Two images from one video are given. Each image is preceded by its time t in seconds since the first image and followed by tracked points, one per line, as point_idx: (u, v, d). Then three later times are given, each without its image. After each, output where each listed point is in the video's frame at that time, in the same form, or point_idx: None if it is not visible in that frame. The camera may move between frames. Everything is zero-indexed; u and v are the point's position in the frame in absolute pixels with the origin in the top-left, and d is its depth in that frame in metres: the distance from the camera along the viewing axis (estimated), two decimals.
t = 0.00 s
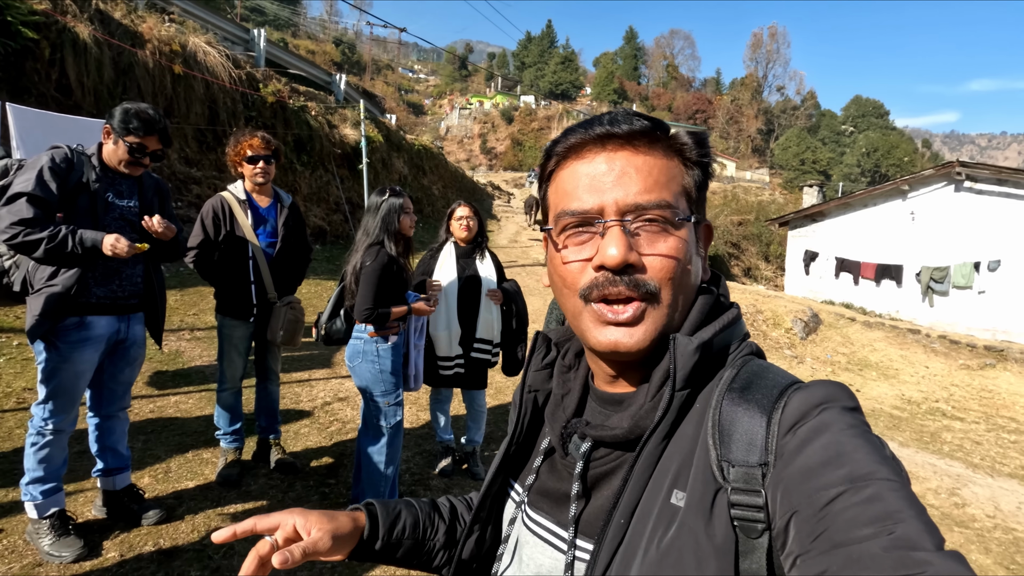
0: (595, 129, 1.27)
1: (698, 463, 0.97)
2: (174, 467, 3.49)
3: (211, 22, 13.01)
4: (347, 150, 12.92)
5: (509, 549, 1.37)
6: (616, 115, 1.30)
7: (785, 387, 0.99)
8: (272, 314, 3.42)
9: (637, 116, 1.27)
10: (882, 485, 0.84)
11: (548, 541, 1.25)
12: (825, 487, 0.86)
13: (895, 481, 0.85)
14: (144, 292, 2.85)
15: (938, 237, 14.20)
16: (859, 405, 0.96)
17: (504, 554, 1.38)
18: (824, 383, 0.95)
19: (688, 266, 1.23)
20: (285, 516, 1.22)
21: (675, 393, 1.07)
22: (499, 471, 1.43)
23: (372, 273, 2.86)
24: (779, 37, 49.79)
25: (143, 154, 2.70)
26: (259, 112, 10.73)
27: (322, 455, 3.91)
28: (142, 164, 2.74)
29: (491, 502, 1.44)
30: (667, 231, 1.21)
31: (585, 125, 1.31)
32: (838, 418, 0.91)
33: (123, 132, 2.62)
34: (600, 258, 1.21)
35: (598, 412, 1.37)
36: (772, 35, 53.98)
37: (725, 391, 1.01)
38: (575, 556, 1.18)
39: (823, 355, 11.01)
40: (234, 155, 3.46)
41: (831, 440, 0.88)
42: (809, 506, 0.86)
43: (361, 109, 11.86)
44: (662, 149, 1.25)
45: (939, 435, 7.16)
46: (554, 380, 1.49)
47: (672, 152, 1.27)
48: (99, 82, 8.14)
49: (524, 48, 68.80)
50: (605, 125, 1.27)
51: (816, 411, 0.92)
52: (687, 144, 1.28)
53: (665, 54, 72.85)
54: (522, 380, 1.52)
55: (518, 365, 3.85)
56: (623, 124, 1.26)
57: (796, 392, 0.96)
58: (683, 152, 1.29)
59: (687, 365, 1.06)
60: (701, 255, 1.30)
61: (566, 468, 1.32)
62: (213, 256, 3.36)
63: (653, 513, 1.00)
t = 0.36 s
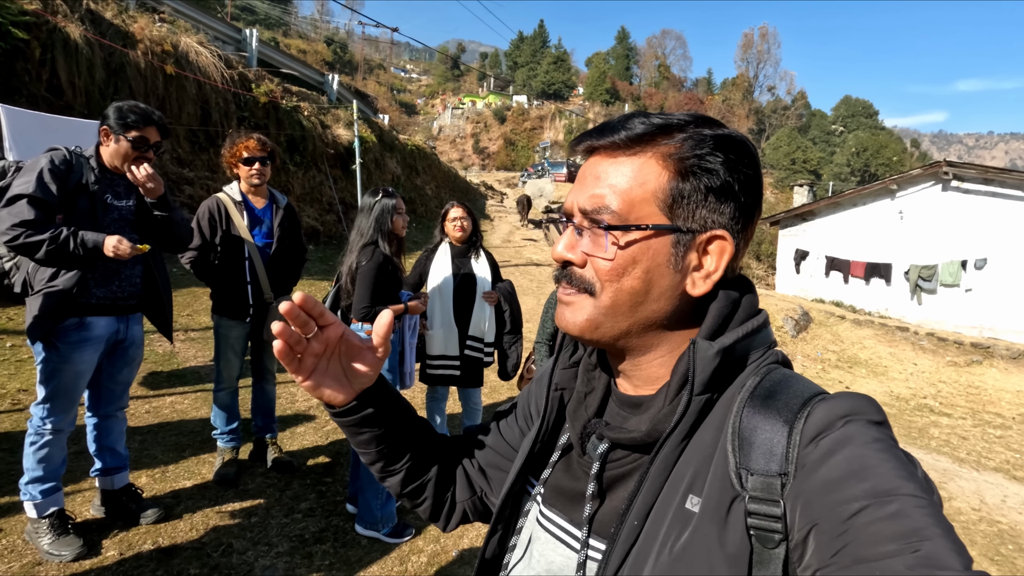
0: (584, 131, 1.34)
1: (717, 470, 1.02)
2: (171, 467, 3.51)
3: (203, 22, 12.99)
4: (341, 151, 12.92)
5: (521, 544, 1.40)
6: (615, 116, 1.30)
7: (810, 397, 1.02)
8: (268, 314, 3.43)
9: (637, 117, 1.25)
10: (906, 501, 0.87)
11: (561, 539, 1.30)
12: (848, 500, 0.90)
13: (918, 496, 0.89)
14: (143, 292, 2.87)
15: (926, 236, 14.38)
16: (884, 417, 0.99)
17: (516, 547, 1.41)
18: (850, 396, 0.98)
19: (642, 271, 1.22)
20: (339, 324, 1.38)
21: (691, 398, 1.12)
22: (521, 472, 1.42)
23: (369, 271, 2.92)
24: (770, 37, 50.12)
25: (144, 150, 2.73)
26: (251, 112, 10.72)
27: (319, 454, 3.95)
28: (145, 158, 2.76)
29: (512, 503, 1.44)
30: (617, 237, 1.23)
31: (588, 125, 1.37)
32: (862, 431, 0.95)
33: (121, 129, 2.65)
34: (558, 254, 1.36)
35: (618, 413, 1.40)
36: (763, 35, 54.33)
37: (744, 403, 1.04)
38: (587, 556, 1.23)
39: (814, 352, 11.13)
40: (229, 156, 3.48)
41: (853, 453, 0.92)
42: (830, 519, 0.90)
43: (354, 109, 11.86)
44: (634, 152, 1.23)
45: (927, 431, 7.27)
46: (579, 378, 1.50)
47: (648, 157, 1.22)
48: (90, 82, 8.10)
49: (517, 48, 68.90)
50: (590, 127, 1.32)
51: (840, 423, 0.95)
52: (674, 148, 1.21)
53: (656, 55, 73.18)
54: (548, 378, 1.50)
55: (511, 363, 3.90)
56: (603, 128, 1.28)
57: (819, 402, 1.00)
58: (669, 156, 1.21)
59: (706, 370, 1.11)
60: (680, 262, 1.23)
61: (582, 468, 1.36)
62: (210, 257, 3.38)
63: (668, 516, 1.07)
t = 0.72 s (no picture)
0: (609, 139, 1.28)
1: (748, 474, 1.01)
2: (163, 468, 3.48)
3: (194, 20, 12.91)
4: (333, 150, 12.87)
5: (539, 535, 1.45)
6: (639, 119, 1.26)
7: (845, 402, 1.01)
8: (262, 313, 3.42)
9: (661, 117, 1.22)
10: (948, 513, 0.86)
11: (580, 536, 1.32)
12: (887, 510, 0.88)
13: (959, 508, 0.87)
14: (135, 291, 2.84)
15: (916, 235, 14.52)
16: (923, 427, 0.98)
17: (534, 540, 1.45)
18: (889, 403, 0.97)
19: (697, 281, 1.18)
20: (361, 255, 1.57)
21: (724, 398, 1.11)
22: (538, 467, 1.45)
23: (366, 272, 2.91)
24: (762, 38, 50.39)
25: (136, 145, 2.70)
26: (243, 111, 10.65)
27: (313, 455, 3.93)
28: (139, 154, 2.73)
29: (529, 497, 1.49)
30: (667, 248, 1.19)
31: (608, 133, 1.31)
32: (900, 440, 0.94)
33: (113, 124, 2.62)
34: (591, 269, 1.29)
35: (643, 411, 1.41)
36: (755, 36, 54.62)
37: (777, 407, 1.03)
38: (607, 555, 1.25)
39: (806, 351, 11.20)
40: (220, 154, 3.44)
41: (892, 462, 0.91)
42: (868, 528, 0.88)
43: (347, 108, 11.80)
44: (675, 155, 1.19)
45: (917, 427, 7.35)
46: (602, 372, 1.50)
47: (692, 158, 1.18)
48: (80, 80, 8.01)
49: (510, 47, 68.89)
50: (620, 132, 1.26)
51: (878, 430, 0.95)
52: (719, 148, 1.18)
53: (649, 54, 73.37)
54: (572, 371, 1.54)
55: (505, 363, 3.90)
56: (634, 134, 1.23)
57: (858, 408, 0.98)
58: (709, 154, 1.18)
59: (739, 371, 1.10)
60: (731, 265, 1.21)
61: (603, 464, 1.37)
62: (203, 256, 3.35)
63: (696, 519, 1.06)
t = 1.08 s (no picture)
0: (638, 125, 1.32)
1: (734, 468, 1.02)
2: (149, 473, 3.41)
3: (185, 19, 12.79)
4: (326, 149, 12.78)
5: (528, 541, 1.42)
6: (656, 114, 1.34)
7: (826, 395, 1.03)
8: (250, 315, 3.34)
9: (682, 113, 1.32)
10: (927, 502, 0.88)
11: (568, 536, 1.30)
12: (868, 500, 0.89)
13: (938, 498, 0.89)
14: (117, 293, 2.78)
15: (909, 234, 14.58)
16: (901, 417, 1.00)
17: (522, 544, 1.42)
18: (868, 395, 0.99)
19: (731, 268, 1.26)
20: (264, 306, 1.47)
21: (711, 394, 1.11)
22: (527, 467, 1.44)
23: (355, 271, 2.83)
24: (754, 38, 50.62)
25: (121, 142, 2.64)
26: (234, 110, 10.55)
27: (304, 459, 3.86)
28: (124, 150, 2.67)
29: (519, 499, 1.46)
30: (711, 233, 1.25)
31: (628, 122, 1.35)
32: (879, 431, 0.95)
33: (94, 120, 2.55)
34: (637, 259, 1.27)
35: (630, 409, 1.41)
36: (748, 37, 54.80)
37: (759, 401, 1.04)
38: (597, 555, 1.23)
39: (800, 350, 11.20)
40: (207, 153, 3.38)
41: (873, 453, 0.92)
42: (849, 518, 0.90)
43: (340, 108, 11.71)
44: (707, 145, 1.28)
45: (912, 427, 7.34)
46: (587, 373, 1.51)
47: (717, 150, 1.30)
48: (67, 79, 7.89)
49: (504, 47, 68.88)
50: (647, 122, 1.32)
51: (859, 421, 0.95)
52: (733, 143, 1.31)
53: (643, 55, 73.49)
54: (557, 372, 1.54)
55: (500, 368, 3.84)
56: (667, 122, 1.30)
57: (837, 401, 1.00)
58: (729, 150, 1.32)
59: (725, 367, 1.11)
60: (744, 255, 1.34)
61: (592, 462, 1.36)
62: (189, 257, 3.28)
63: (682, 515, 1.06)
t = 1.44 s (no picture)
0: (605, 142, 1.26)
1: (722, 467, 1.00)
2: (133, 482, 3.31)
3: (176, 17, 12.66)
4: (320, 149, 12.67)
5: (520, 540, 1.40)
6: (621, 123, 1.28)
7: (813, 393, 1.02)
8: (237, 319, 3.24)
9: (646, 122, 1.25)
10: (913, 496, 0.86)
11: (560, 537, 1.28)
12: (854, 496, 0.88)
13: (925, 492, 0.88)
14: (96, 297, 2.69)
15: (903, 234, 14.60)
16: (886, 413, 0.99)
17: (514, 546, 1.40)
18: (854, 391, 0.98)
19: (710, 276, 1.22)
20: (392, 276, 1.47)
21: (699, 393, 1.09)
22: (517, 470, 1.39)
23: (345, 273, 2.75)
24: (749, 39, 50.76)
25: (96, 136, 2.56)
26: (225, 109, 10.43)
27: (294, 465, 3.77)
28: (100, 145, 2.60)
29: (509, 501, 1.42)
30: (689, 245, 1.21)
31: (593, 137, 1.29)
32: (866, 428, 0.94)
33: (67, 114, 2.47)
34: (619, 280, 1.20)
35: (619, 409, 1.37)
36: (742, 37, 54.97)
37: (747, 399, 1.03)
38: (588, 554, 1.21)
39: (797, 351, 11.17)
40: (192, 152, 3.29)
41: (859, 449, 0.91)
42: (836, 514, 0.89)
43: (333, 107, 11.60)
44: (675, 155, 1.23)
45: (910, 428, 7.31)
46: (576, 374, 1.45)
47: (686, 157, 1.25)
48: (53, 77, 7.74)
49: (499, 48, 68.88)
50: (613, 137, 1.26)
51: (845, 418, 0.95)
52: (703, 148, 1.26)
53: (638, 55, 73.62)
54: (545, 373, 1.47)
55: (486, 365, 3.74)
56: (634, 135, 1.24)
57: (824, 398, 0.99)
58: (698, 154, 1.26)
59: (713, 366, 1.08)
60: (722, 258, 1.31)
61: (582, 464, 1.32)
62: (173, 259, 3.18)
63: (672, 513, 1.05)
